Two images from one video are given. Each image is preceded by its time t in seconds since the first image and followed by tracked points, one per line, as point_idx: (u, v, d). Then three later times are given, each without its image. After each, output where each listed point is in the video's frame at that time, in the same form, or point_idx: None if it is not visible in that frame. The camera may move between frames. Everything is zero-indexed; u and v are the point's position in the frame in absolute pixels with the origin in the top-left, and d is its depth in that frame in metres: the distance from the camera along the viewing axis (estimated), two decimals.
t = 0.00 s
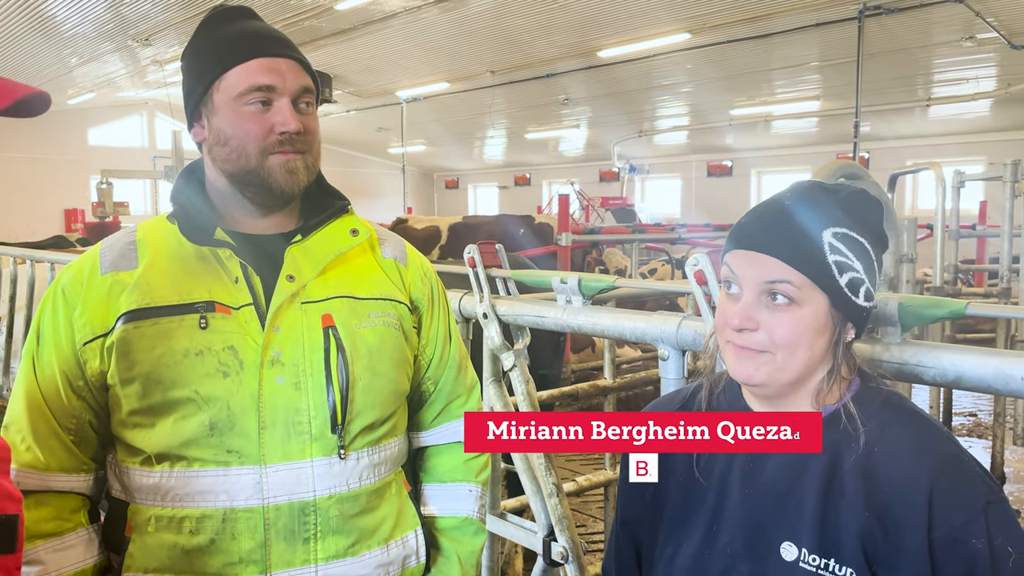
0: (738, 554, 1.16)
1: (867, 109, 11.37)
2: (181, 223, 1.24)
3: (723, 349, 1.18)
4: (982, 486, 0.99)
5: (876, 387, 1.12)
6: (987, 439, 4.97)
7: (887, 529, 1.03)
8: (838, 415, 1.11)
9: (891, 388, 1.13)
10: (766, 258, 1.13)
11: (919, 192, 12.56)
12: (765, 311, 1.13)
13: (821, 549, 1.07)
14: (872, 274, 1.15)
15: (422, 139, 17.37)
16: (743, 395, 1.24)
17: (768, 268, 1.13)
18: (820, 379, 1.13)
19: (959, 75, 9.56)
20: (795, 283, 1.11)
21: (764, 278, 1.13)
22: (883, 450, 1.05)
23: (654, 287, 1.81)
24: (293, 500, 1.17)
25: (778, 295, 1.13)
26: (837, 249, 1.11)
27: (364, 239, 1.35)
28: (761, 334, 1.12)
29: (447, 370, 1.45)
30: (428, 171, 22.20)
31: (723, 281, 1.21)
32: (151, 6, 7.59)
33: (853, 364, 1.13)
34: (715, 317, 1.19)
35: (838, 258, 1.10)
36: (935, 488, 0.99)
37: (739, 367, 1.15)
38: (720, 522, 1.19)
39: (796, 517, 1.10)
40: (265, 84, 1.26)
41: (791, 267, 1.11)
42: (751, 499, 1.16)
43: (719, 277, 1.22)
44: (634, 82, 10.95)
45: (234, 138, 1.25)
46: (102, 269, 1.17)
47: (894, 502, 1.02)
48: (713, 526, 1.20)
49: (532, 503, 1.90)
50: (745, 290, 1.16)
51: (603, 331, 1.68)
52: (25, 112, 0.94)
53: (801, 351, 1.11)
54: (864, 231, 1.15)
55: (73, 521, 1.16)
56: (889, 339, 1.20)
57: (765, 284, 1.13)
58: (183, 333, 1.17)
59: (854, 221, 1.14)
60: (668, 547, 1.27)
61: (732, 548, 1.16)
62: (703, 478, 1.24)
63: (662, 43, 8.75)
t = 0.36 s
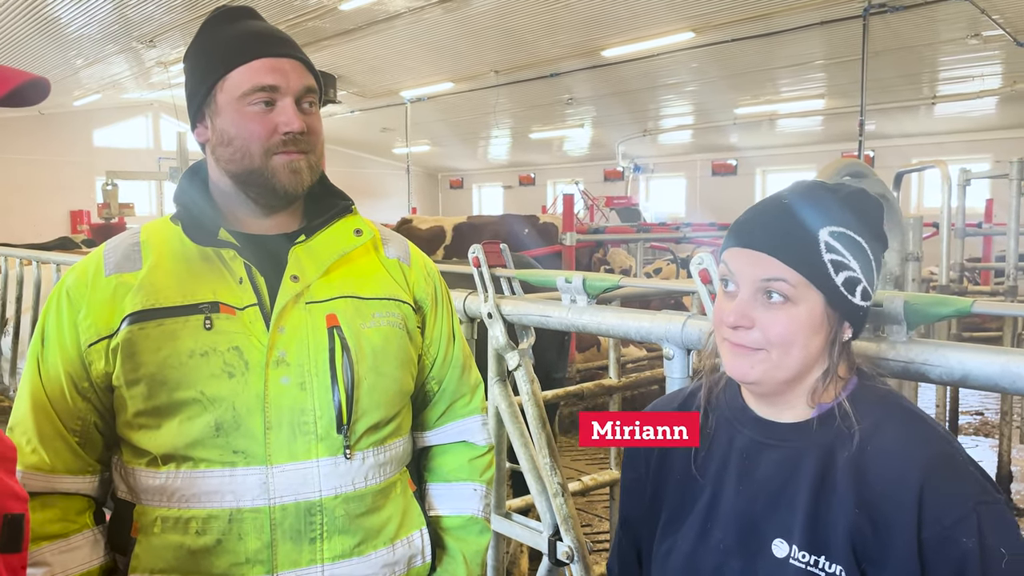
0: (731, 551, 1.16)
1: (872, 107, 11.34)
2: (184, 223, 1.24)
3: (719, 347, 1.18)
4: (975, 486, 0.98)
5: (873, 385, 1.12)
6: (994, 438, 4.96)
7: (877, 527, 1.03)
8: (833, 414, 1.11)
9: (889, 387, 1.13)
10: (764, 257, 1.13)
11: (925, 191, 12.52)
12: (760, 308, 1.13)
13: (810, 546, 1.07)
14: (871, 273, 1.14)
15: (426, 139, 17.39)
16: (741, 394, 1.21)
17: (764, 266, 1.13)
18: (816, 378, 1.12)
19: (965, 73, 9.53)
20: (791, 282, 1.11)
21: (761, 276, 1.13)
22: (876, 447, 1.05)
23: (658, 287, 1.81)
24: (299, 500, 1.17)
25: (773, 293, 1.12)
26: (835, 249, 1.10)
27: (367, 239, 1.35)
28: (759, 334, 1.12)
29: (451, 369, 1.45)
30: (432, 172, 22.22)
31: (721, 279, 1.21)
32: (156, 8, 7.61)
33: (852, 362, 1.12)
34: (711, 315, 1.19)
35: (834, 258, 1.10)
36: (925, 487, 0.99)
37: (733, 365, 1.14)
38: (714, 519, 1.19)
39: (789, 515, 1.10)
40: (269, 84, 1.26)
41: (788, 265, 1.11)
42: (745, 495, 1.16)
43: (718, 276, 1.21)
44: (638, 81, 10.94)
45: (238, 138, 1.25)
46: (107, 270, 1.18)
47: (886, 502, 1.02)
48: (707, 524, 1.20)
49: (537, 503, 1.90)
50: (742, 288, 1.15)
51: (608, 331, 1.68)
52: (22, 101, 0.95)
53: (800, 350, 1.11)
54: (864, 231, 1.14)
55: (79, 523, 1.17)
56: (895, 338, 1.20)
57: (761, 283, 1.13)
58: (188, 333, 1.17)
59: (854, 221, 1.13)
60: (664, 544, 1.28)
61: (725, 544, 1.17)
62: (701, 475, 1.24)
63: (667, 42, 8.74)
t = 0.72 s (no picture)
0: (721, 548, 1.17)
1: (879, 104, 11.30)
2: (191, 225, 1.26)
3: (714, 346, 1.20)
4: (960, 487, 0.98)
5: (866, 384, 1.12)
6: (1003, 435, 4.94)
7: (861, 527, 1.03)
8: (824, 413, 1.11)
9: (882, 387, 1.13)
10: (757, 257, 1.14)
11: (932, 188, 12.47)
12: (753, 308, 1.14)
13: (797, 545, 1.08)
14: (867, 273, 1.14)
15: (432, 139, 17.40)
16: (737, 393, 1.22)
17: (757, 266, 1.14)
18: (808, 379, 1.13)
19: (972, 70, 9.49)
20: (782, 282, 1.12)
21: (754, 275, 1.14)
22: (865, 447, 1.05)
23: (664, 286, 1.81)
24: (308, 498, 1.18)
25: (766, 293, 1.14)
26: (829, 248, 1.11)
27: (373, 240, 1.36)
28: (753, 333, 1.13)
29: (456, 369, 1.46)
30: (439, 171, 22.25)
31: (717, 278, 1.22)
32: (164, 9, 7.66)
33: (846, 362, 1.13)
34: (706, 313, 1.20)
35: (827, 258, 1.10)
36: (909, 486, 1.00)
37: (726, 366, 1.15)
38: (706, 516, 1.20)
39: (778, 513, 1.11)
40: (276, 86, 1.27)
41: (780, 265, 1.12)
42: (736, 494, 1.16)
43: (714, 274, 1.23)
44: (644, 79, 10.93)
45: (245, 139, 1.26)
46: (116, 272, 1.19)
47: (873, 501, 1.02)
48: (700, 521, 1.21)
49: (543, 501, 1.91)
50: (736, 287, 1.17)
51: (614, 330, 1.69)
52: (36, 106, 0.98)
53: (795, 349, 1.12)
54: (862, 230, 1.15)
55: (89, 522, 1.19)
56: (899, 336, 1.20)
57: (754, 282, 1.14)
58: (197, 334, 1.18)
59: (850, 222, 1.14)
60: (660, 541, 1.29)
61: (716, 542, 1.17)
62: (695, 473, 1.24)
63: (672, 40, 8.73)
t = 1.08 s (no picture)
0: (714, 542, 1.17)
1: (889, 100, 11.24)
2: (194, 223, 1.28)
3: (706, 342, 1.20)
4: (951, 480, 0.99)
5: (858, 378, 1.13)
6: (1013, 432, 4.92)
7: (853, 521, 1.04)
8: (815, 407, 1.12)
9: (874, 381, 1.14)
10: (747, 252, 1.15)
11: (943, 184, 12.39)
12: (744, 304, 1.15)
13: (790, 539, 1.09)
14: (857, 269, 1.15)
15: (441, 137, 17.43)
16: (730, 389, 1.22)
17: (748, 260, 1.15)
18: (799, 373, 1.13)
19: (982, 65, 9.42)
20: (773, 277, 1.13)
21: (744, 272, 1.15)
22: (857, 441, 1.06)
23: (668, 282, 1.83)
24: (312, 491, 1.20)
25: (757, 288, 1.14)
26: (818, 245, 1.12)
27: (377, 237, 1.38)
28: (743, 329, 1.13)
29: (459, 365, 1.47)
30: (447, 169, 22.28)
31: (709, 275, 1.23)
32: (172, 9, 7.70)
33: (837, 357, 1.14)
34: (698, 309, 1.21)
35: (817, 254, 1.11)
36: (901, 477, 1.00)
37: (718, 361, 1.16)
38: (700, 511, 1.21)
39: (770, 507, 1.11)
40: (281, 85, 1.29)
41: (772, 260, 1.12)
42: (729, 489, 1.17)
43: (706, 269, 1.23)
44: (652, 76, 10.91)
45: (250, 138, 1.28)
46: (124, 270, 1.21)
47: (864, 494, 1.03)
48: (694, 517, 1.22)
49: (548, 497, 1.92)
50: (726, 283, 1.18)
51: (617, 326, 1.70)
52: (43, 105, 1.00)
53: (784, 345, 1.13)
54: (853, 226, 1.16)
55: (98, 516, 1.21)
56: (900, 331, 1.21)
57: (745, 278, 1.15)
58: (204, 330, 1.20)
59: (842, 218, 1.15)
60: (654, 537, 1.29)
61: (710, 537, 1.18)
62: (689, 468, 1.25)
63: (680, 37, 8.72)
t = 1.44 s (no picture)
0: (716, 540, 1.17)
1: (901, 96, 11.15)
2: (199, 219, 1.29)
3: (705, 337, 1.20)
4: (955, 474, 0.99)
5: (858, 375, 1.13)
6: None
7: (856, 517, 1.04)
8: (815, 404, 1.12)
9: (872, 378, 1.14)
10: (746, 245, 1.15)
11: (956, 180, 12.29)
12: (744, 298, 1.14)
13: (792, 536, 1.09)
14: (857, 265, 1.15)
15: (451, 135, 17.45)
16: (727, 387, 1.22)
17: (748, 253, 1.14)
18: (798, 369, 1.13)
19: (996, 60, 9.33)
20: (776, 272, 1.12)
21: (746, 269, 1.14)
22: (857, 437, 1.06)
23: (673, 280, 1.83)
24: (316, 488, 1.21)
25: (757, 281, 1.14)
26: (819, 240, 1.11)
27: (381, 235, 1.38)
28: (742, 326, 1.13)
29: (463, 363, 1.48)
30: (457, 167, 22.31)
31: (709, 271, 1.22)
32: (184, 9, 7.74)
33: (836, 353, 1.14)
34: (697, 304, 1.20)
35: (818, 249, 1.11)
36: (904, 472, 1.01)
37: (717, 356, 1.15)
38: (700, 510, 1.20)
39: (773, 504, 1.11)
40: (284, 85, 1.30)
41: (773, 253, 1.12)
42: (729, 487, 1.16)
43: (705, 264, 1.23)
44: (663, 73, 10.87)
45: (254, 138, 1.29)
46: (130, 269, 1.23)
47: (867, 491, 1.03)
48: (694, 516, 1.21)
49: (554, 494, 1.93)
50: (727, 280, 1.17)
51: (622, 324, 1.70)
52: (49, 103, 1.01)
53: (784, 342, 1.12)
54: (853, 222, 1.16)
55: (106, 512, 1.22)
56: (904, 328, 1.20)
57: (745, 270, 1.15)
58: (209, 328, 1.21)
59: (841, 215, 1.15)
60: (653, 536, 1.29)
61: (711, 536, 1.18)
62: (688, 467, 1.25)
63: (691, 33, 8.69)
